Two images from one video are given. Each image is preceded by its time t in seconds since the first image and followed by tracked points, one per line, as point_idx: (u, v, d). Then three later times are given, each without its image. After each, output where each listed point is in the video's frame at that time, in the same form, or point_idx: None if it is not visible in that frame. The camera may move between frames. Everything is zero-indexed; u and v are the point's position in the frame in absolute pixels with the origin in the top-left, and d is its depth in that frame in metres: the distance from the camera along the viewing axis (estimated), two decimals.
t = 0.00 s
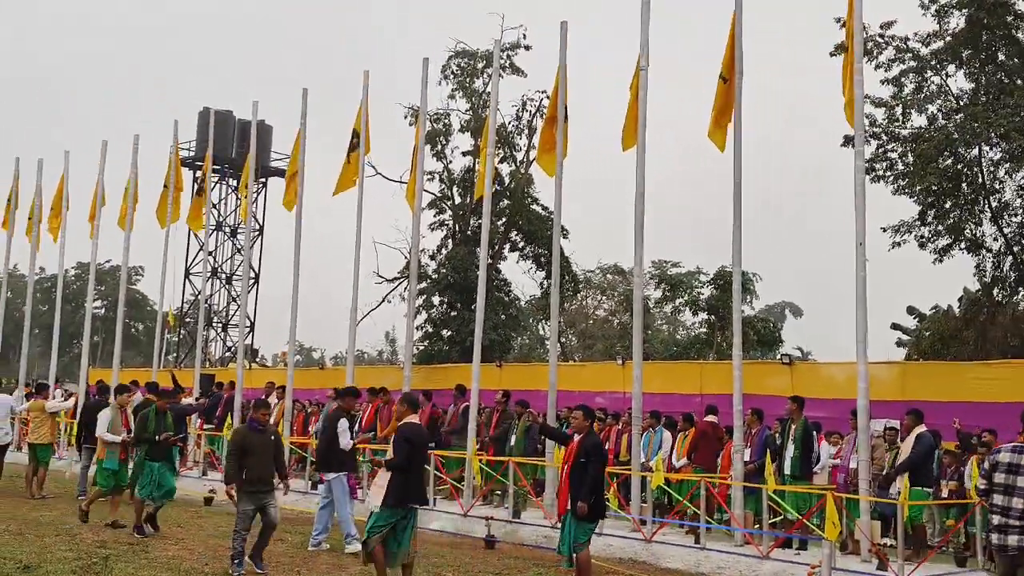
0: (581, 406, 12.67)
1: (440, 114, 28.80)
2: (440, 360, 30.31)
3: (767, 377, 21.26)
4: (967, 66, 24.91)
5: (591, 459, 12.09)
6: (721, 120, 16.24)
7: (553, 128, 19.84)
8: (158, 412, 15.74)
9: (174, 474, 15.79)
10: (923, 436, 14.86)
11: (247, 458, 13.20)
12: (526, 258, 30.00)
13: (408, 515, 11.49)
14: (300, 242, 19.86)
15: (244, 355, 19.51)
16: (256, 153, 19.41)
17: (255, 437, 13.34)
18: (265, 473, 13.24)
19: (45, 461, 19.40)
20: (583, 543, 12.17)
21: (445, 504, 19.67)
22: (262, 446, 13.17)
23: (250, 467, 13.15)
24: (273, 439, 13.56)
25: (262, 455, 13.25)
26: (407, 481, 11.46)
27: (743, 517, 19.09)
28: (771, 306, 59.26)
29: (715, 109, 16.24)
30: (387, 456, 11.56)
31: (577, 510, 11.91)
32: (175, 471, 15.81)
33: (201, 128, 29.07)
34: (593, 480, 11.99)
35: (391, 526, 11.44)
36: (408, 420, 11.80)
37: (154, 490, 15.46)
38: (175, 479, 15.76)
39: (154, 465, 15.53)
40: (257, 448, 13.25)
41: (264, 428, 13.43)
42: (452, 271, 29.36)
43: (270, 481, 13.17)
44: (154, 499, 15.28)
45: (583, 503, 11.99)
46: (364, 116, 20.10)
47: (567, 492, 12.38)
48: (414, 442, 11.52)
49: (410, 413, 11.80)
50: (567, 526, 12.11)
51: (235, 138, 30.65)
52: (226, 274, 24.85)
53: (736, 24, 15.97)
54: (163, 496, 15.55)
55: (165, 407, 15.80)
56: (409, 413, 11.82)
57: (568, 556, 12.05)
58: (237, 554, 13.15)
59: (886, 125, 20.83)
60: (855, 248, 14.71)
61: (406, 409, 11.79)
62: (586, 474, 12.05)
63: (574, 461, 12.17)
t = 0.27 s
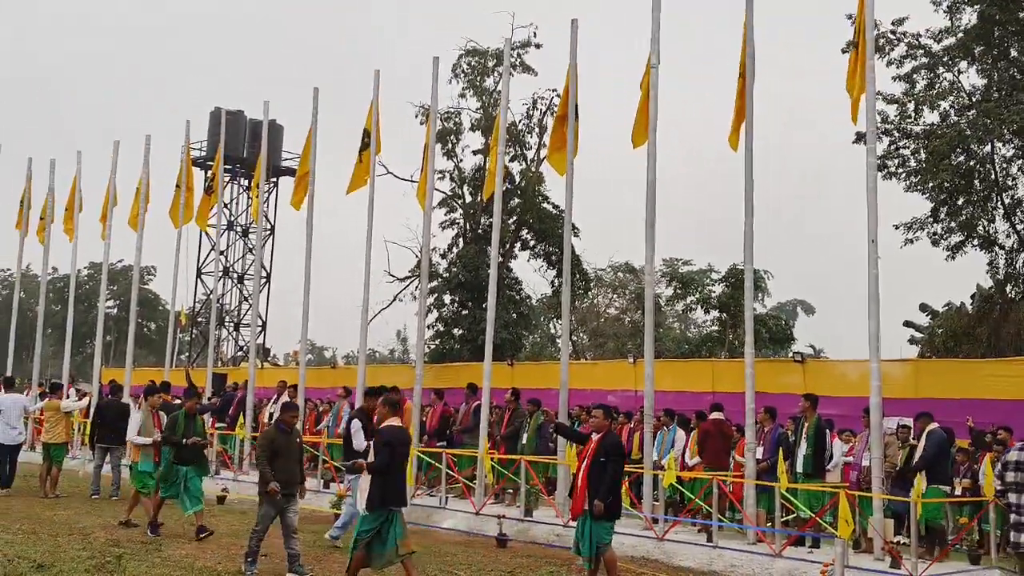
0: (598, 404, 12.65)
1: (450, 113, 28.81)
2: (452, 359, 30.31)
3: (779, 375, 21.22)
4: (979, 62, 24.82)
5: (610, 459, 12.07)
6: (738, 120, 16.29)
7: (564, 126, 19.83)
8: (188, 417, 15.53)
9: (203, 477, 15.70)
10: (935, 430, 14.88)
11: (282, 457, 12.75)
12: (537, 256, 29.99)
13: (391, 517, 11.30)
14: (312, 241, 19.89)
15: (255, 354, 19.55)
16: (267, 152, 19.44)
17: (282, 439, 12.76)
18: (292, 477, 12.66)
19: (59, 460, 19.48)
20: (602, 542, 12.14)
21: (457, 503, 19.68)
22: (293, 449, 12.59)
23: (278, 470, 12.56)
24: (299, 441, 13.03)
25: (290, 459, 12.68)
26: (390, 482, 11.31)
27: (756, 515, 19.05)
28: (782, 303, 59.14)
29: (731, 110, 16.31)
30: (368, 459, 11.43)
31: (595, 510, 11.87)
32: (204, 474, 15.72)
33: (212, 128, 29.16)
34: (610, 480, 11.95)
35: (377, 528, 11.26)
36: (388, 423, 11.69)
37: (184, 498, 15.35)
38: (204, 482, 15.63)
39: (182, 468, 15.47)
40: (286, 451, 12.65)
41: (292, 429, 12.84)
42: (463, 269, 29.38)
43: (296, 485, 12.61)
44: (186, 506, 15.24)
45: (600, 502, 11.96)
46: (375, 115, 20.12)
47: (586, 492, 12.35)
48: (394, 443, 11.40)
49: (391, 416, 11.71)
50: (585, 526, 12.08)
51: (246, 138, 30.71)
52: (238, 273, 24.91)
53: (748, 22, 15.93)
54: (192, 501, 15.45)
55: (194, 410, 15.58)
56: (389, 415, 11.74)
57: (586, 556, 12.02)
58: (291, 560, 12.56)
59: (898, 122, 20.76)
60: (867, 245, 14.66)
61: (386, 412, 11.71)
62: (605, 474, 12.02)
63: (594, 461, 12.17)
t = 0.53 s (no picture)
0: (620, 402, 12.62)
1: (465, 111, 28.83)
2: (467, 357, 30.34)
3: (796, 372, 21.17)
4: (995, 58, 24.67)
5: (636, 459, 12.12)
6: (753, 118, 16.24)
7: (579, 125, 19.81)
8: (224, 416, 15.76)
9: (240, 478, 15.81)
10: (952, 428, 14.86)
11: (326, 458, 12.25)
12: (552, 254, 29.96)
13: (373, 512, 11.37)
14: (327, 240, 19.93)
15: (271, 352, 19.60)
16: (282, 152, 19.49)
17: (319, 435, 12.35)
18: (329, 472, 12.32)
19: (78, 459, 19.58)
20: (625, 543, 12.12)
21: (473, 501, 19.68)
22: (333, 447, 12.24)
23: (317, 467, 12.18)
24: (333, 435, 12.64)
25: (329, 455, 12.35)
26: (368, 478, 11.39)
27: (773, 512, 18.98)
28: (798, 300, 58.93)
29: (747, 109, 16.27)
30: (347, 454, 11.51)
31: (625, 511, 11.91)
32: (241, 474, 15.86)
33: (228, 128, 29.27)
34: (637, 479, 12.00)
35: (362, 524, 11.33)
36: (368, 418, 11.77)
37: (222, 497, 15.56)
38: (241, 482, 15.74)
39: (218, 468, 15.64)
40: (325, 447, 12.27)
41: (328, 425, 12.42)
42: (478, 268, 29.40)
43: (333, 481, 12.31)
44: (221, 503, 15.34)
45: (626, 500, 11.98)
46: (390, 114, 20.15)
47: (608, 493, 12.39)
48: (370, 438, 11.48)
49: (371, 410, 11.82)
50: (610, 526, 12.11)
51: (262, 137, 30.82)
52: (254, 272, 25.00)
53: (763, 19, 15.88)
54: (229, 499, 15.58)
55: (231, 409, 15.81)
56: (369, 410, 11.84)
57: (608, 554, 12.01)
58: (307, 558, 12.51)
59: (915, 118, 20.66)
60: (884, 242, 14.60)
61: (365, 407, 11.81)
62: (631, 473, 12.02)
63: (619, 461, 12.19)
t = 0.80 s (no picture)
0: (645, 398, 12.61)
1: (482, 109, 28.85)
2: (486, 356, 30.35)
3: (815, 369, 21.08)
4: (1016, 52, 24.48)
5: (662, 455, 12.13)
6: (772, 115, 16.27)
7: (596, 122, 19.79)
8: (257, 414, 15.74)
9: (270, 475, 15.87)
10: (976, 425, 14.72)
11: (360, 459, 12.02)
12: (570, 252, 29.94)
13: (365, 510, 11.43)
14: (345, 239, 19.99)
15: (290, 351, 19.68)
16: (300, 151, 19.54)
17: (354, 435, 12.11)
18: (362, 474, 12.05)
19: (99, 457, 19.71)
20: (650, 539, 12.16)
21: (492, 498, 19.69)
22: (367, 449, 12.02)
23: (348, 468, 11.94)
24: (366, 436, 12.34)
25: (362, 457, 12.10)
26: (357, 477, 11.45)
27: (793, 510, 18.89)
28: (818, 298, 58.76)
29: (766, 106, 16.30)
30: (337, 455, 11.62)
31: (658, 511, 11.94)
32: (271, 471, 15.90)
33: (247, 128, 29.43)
34: (666, 478, 12.03)
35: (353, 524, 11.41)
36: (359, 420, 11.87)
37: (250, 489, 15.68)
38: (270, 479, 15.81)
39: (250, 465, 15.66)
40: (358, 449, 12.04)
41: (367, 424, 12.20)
42: (496, 266, 29.42)
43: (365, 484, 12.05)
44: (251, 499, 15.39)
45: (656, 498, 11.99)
46: (408, 113, 20.18)
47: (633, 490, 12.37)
48: (359, 439, 11.57)
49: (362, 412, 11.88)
50: (639, 525, 12.14)
51: (280, 136, 30.93)
52: (273, 271, 25.11)
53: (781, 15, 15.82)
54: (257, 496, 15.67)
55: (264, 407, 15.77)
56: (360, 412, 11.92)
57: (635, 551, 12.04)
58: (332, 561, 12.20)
59: (934, 114, 20.53)
60: (903, 238, 14.51)
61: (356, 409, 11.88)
62: (659, 470, 12.03)
63: (644, 459, 12.16)
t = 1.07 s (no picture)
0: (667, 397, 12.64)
1: (500, 107, 28.86)
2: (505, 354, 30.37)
3: (834, 366, 20.97)
4: None
5: (688, 454, 12.28)
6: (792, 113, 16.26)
7: (614, 119, 19.76)
8: (296, 415, 15.33)
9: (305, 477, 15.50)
10: (1004, 420, 14.44)
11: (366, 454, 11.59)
12: (589, 250, 29.92)
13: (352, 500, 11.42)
14: (363, 238, 20.05)
15: (309, 349, 19.75)
16: (318, 150, 19.61)
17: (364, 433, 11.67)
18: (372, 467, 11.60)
19: (120, 456, 19.85)
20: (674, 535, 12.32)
21: (511, 496, 19.73)
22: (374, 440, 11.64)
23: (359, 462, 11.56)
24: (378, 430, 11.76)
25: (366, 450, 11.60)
26: (347, 470, 11.44)
27: (813, 508, 18.83)
28: (839, 296, 58.46)
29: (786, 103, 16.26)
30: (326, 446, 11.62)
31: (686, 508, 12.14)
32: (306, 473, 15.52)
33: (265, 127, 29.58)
34: (693, 476, 12.16)
35: (335, 513, 11.38)
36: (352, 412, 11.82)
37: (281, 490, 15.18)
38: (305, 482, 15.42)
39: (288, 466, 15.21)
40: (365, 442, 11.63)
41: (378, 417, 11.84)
42: (514, 264, 29.44)
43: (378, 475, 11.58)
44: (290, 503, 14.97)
45: (684, 495, 12.17)
46: (425, 111, 20.20)
47: (659, 488, 12.52)
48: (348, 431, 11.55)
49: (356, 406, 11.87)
50: (664, 523, 12.26)
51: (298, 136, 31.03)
52: (292, 270, 25.22)
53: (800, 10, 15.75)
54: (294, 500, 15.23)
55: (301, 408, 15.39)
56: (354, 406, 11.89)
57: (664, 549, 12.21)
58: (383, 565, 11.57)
59: (954, 109, 20.40)
60: (924, 234, 14.42)
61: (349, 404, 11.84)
62: (687, 468, 12.19)
63: (671, 457, 12.31)
